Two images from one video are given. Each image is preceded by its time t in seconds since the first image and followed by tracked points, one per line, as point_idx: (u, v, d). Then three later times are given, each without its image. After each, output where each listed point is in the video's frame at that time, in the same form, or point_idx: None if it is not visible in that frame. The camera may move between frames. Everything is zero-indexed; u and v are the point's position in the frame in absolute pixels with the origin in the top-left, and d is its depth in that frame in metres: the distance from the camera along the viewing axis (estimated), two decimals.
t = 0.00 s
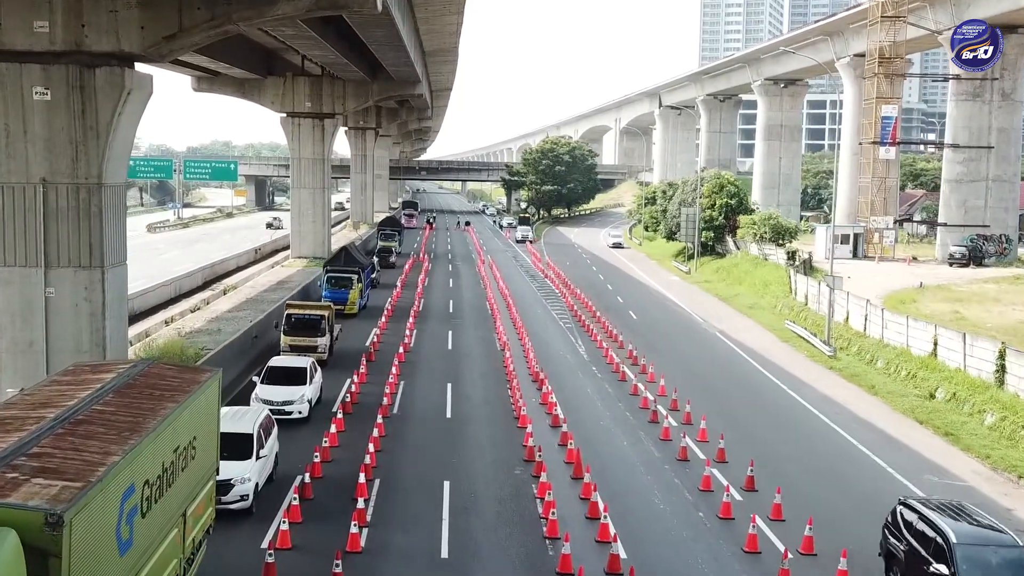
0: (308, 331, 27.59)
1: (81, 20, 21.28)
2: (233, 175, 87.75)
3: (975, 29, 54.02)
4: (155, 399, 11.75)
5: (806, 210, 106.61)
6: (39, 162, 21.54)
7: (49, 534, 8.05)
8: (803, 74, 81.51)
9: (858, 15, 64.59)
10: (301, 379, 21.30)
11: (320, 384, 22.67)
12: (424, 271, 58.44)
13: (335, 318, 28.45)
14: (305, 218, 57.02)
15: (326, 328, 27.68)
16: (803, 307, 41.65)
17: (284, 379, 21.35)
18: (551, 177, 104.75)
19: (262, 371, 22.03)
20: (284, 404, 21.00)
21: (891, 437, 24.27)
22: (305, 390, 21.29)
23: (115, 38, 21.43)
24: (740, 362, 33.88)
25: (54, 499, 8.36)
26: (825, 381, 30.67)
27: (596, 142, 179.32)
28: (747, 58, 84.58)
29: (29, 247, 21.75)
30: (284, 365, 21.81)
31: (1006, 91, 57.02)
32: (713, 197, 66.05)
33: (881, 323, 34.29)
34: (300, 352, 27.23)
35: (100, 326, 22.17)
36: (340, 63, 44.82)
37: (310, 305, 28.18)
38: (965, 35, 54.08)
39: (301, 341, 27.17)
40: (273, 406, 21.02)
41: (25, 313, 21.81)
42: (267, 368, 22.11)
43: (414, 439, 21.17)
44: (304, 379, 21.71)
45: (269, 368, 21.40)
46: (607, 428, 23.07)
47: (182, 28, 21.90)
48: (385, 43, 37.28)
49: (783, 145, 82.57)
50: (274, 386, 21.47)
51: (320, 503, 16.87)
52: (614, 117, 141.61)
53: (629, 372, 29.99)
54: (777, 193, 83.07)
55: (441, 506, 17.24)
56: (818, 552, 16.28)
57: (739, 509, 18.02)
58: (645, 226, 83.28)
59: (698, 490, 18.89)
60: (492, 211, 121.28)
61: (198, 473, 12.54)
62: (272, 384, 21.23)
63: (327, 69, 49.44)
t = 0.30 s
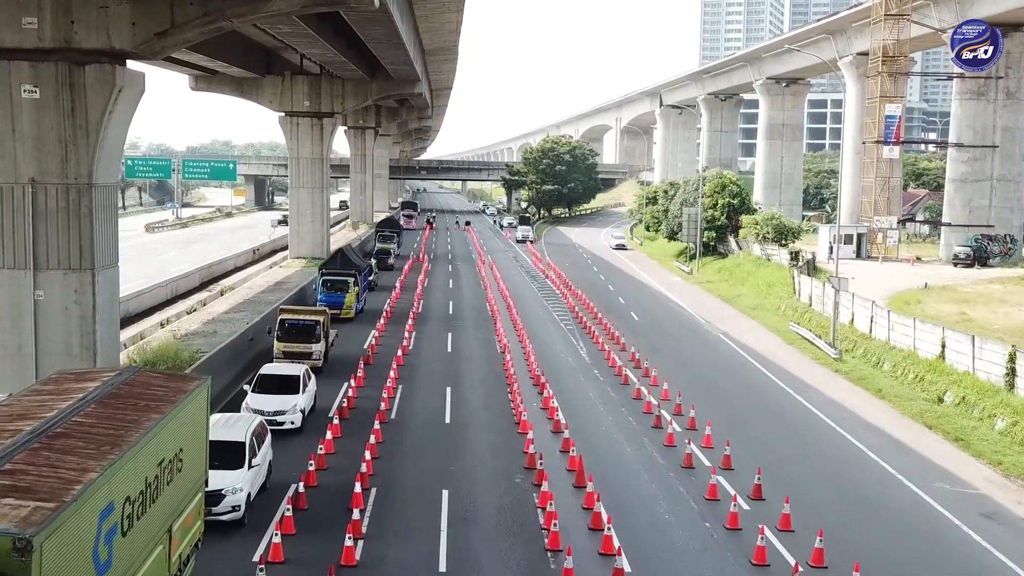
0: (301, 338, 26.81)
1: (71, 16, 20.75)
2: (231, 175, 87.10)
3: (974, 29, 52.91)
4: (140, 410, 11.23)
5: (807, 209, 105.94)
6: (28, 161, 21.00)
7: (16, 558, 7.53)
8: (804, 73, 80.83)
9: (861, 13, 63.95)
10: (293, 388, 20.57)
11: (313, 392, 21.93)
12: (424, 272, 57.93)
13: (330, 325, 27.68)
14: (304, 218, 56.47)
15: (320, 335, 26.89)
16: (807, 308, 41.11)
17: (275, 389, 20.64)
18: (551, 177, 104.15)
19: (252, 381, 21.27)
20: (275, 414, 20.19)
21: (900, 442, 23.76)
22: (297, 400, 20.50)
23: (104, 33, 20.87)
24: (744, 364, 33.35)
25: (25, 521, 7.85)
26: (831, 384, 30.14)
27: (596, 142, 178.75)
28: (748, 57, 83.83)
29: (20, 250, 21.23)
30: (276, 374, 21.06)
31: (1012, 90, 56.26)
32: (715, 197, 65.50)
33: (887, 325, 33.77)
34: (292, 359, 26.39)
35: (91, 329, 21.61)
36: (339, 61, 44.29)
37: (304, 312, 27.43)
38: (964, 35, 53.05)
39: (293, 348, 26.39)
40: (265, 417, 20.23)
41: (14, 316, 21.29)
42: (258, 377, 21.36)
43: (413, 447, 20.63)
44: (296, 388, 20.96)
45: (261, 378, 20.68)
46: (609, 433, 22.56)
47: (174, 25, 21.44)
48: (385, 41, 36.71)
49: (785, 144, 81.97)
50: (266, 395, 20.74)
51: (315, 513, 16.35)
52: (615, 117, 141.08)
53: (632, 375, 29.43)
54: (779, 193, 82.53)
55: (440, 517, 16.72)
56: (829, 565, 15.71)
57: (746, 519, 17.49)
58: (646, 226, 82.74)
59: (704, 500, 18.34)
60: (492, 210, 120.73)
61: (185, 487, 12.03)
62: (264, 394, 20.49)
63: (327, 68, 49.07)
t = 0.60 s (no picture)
0: (293, 344, 26.08)
1: (58, 12, 20.15)
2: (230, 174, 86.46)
3: (974, 29, 52.13)
4: (117, 424, 10.66)
5: (809, 209, 105.15)
6: (13, 162, 20.43)
7: None
8: (806, 72, 80.14)
9: (864, 11, 63.26)
10: (284, 398, 19.99)
11: (304, 401, 21.34)
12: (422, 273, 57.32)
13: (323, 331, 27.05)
14: (301, 218, 55.86)
15: (313, 343, 26.19)
16: (811, 310, 40.50)
17: (265, 399, 20.04)
18: (552, 177, 103.53)
19: (242, 390, 20.65)
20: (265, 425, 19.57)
21: (909, 449, 23.21)
22: (288, 410, 19.87)
23: (91, 30, 20.28)
24: (747, 367, 32.77)
25: None
26: (837, 388, 29.56)
27: (597, 141, 178.02)
28: (750, 56, 83.14)
29: (4, 252, 20.65)
30: (266, 384, 20.43)
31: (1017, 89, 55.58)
32: (716, 197, 64.93)
33: (893, 328, 33.17)
34: (285, 367, 25.75)
35: (77, 335, 21.02)
36: (338, 60, 43.66)
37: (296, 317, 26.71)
38: (963, 35, 52.20)
39: (285, 355, 25.82)
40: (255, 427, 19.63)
41: None
42: (248, 386, 20.74)
43: (409, 455, 20.08)
44: (287, 398, 20.35)
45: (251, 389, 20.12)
46: (610, 441, 22.00)
47: (163, 22, 20.81)
48: (383, 39, 36.08)
49: (786, 144, 81.30)
50: (257, 405, 20.13)
51: (307, 526, 15.80)
52: (616, 116, 140.44)
53: (634, 379, 28.85)
54: (780, 193, 81.90)
55: (436, 529, 16.17)
56: None
57: (753, 532, 16.92)
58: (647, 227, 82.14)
59: (708, 511, 17.80)
60: (493, 211, 120.09)
61: (166, 504, 11.46)
62: (253, 405, 19.83)
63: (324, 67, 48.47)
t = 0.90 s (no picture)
0: (283, 353, 25.36)
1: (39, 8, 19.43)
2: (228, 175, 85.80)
3: (974, 28, 50.77)
4: (84, 445, 9.95)
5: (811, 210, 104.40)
6: None
7: None
8: (809, 72, 79.34)
9: (867, 10, 62.47)
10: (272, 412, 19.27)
11: (293, 414, 20.64)
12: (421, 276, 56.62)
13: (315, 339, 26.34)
14: (298, 220, 55.15)
15: (304, 352, 25.46)
16: (816, 313, 39.79)
17: (252, 413, 19.34)
18: (552, 177, 102.77)
19: (228, 402, 19.97)
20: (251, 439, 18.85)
21: (920, 459, 22.46)
22: (276, 423, 19.14)
23: (74, 27, 19.57)
24: (751, 372, 32.05)
25: None
26: (844, 395, 28.83)
27: (598, 141, 177.37)
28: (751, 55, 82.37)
29: None
30: (253, 396, 19.76)
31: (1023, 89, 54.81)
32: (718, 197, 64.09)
33: (900, 332, 32.42)
34: (275, 377, 25.06)
35: (60, 342, 20.29)
36: (335, 59, 42.92)
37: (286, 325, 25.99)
38: (962, 35, 50.89)
39: (275, 363, 25.09)
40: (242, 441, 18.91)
41: None
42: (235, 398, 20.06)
43: (402, 467, 19.36)
44: (275, 411, 19.64)
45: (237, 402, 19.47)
46: (611, 451, 21.27)
47: (149, 18, 20.08)
48: (380, 37, 35.34)
49: (788, 144, 80.58)
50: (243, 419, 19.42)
51: (294, 545, 15.09)
52: (616, 116, 139.80)
53: (635, 386, 28.13)
54: (782, 193, 81.21)
55: (429, 547, 15.46)
56: None
57: (761, 550, 16.18)
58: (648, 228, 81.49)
59: (714, 527, 17.06)
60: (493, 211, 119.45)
61: (139, 528, 10.77)
62: (239, 419, 19.13)
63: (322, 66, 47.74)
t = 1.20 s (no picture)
0: (270, 366, 24.46)
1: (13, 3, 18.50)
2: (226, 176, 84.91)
3: (974, 28, 49.84)
4: (33, 478, 9.04)
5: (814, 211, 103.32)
6: None
7: None
8: (811, 72, 78.40)
9: (872, 10, 61.50)
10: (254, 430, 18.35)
11: (279, 430, 19.74)
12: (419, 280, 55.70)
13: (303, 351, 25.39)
14: (294, 222, 54.22)
15: (291, 364, 24.50)
16: (822, 318, 38.85)
17: (234, 431, 18.43)
18: (552, 179, 101.82)
19: (209, 420, 19.09)
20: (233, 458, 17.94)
21: (935, 474, 21.53)
22: (259, 442, 18.24)
23: (48, 23, 18.63)
24: (756, 380, 31.14)
25: None
26: (853, 404, 27.89)
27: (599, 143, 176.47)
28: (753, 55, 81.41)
29: None
30: (234, 414, 18.89)
31: None
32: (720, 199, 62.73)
33: (910, 339, 31.49)
34: (261, 391, 24.11)
35: (36, 352, 19.36)
36: (331, 59, 41.98)
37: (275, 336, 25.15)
38: (963, 35, 50.01)
39: (261, 375, 24.17)
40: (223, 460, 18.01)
41: None
42: (217, 415, 19.18)
43: (393, 485, 18.43)
44: (259, 428, 18.74)
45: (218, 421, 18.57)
46: (613, 466, 20.34)
47: (129, 14, 19.14)
48: (375, 36, 34.43)
49: (791, 145, 79.62)
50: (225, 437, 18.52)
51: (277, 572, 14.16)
52: (617, 118, 138.86)
53: (638, 395, 27.21)
54: (785, 195, 80.21)
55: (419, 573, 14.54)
56: None
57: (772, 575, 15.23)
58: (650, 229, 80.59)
59: (722, 550, 16.12)
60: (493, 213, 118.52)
61: (97, 566, 9.86)
62: (220, 438, 18.24)
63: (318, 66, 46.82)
